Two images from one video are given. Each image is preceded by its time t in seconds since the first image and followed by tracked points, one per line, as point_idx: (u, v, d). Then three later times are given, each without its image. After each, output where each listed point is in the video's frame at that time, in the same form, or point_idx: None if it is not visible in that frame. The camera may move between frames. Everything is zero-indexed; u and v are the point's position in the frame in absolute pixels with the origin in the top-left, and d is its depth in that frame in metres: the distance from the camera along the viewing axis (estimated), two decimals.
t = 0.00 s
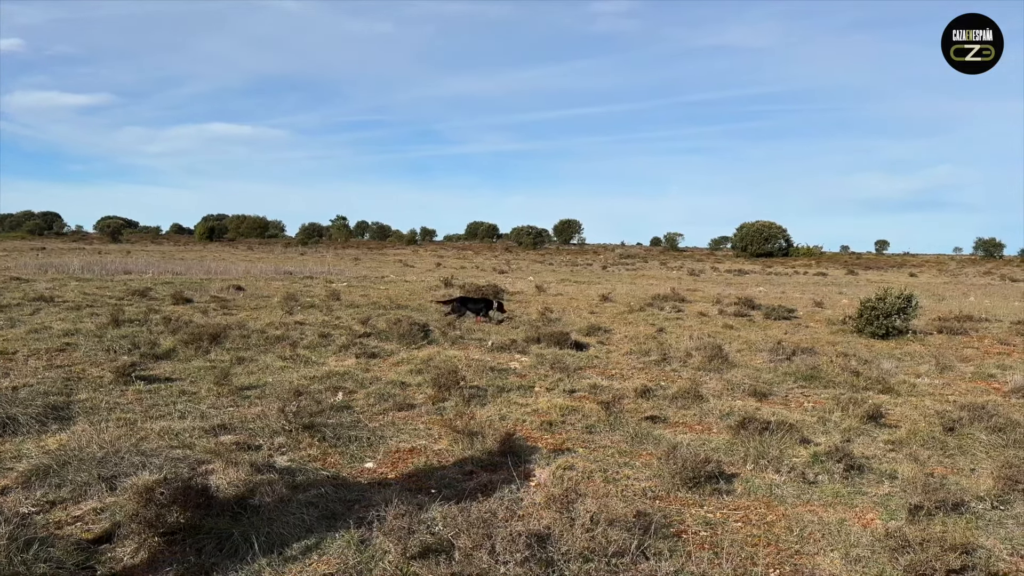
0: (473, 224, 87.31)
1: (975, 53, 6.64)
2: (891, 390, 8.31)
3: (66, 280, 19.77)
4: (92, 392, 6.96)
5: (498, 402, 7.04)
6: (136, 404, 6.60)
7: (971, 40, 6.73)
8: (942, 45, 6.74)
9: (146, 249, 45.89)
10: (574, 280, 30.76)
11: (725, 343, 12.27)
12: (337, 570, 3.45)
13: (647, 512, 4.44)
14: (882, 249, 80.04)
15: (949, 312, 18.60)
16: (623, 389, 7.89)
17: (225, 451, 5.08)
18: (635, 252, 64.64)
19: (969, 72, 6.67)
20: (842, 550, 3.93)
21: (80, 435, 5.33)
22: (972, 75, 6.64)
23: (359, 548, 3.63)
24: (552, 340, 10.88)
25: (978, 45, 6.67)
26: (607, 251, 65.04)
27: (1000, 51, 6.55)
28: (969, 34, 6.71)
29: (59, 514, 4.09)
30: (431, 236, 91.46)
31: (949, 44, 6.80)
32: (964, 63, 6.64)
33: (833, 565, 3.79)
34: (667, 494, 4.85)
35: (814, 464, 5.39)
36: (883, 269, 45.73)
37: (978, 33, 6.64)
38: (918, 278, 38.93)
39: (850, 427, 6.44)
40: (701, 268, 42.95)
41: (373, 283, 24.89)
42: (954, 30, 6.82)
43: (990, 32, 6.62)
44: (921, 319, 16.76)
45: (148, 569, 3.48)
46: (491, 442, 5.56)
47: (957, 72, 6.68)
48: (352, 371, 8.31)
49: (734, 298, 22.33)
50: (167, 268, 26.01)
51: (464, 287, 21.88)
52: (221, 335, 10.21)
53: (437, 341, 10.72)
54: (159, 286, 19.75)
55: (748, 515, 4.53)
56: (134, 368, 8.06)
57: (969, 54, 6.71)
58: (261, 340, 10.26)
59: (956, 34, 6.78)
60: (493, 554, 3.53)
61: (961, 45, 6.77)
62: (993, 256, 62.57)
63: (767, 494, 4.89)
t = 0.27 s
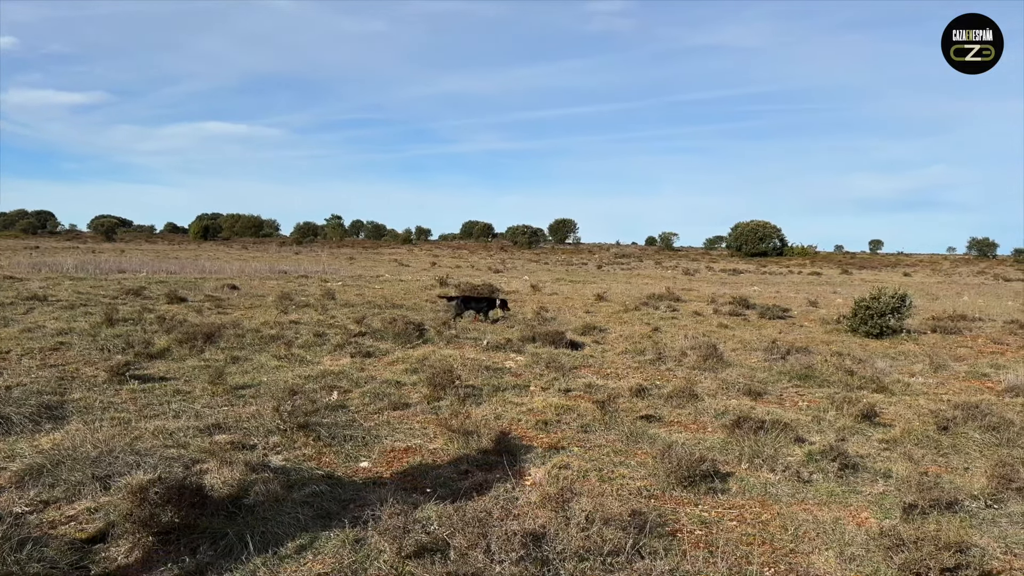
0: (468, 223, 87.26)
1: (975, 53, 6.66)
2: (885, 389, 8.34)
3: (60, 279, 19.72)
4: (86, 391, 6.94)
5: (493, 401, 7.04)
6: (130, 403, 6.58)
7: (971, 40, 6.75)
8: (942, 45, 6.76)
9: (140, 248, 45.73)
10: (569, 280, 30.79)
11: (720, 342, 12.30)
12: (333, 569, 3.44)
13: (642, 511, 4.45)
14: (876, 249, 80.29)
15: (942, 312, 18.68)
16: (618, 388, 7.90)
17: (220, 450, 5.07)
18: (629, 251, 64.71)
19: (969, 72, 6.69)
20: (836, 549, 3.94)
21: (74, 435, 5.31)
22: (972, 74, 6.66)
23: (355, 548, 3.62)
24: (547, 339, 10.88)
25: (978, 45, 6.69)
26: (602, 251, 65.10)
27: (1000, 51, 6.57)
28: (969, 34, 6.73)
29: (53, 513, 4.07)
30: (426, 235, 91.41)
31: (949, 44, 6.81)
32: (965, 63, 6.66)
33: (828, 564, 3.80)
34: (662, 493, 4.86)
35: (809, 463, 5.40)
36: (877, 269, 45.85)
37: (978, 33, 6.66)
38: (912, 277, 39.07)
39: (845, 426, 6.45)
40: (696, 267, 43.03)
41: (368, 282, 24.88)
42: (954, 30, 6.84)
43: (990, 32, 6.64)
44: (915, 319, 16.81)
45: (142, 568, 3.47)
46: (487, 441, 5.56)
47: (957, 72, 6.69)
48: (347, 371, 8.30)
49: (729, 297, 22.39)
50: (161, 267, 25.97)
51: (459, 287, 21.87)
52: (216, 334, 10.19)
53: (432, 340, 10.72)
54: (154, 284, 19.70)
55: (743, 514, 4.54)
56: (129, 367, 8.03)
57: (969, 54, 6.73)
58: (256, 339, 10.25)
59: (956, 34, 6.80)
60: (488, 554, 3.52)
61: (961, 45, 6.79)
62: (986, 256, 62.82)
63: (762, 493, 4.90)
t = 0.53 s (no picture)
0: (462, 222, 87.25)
1: (975, 53, 6.68)
2: (877, 388, 8.37)
3: (52, 277, 19.66)
4: (78, 391, 6.92)
5: (487, 401, 7.04)
6: (123, 403, 6.56)
7: (971, 40, 6.78)
8: (942, 44, 6.78)
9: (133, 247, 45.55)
10: (563, 279, 30.83)
11: (713, 341, 12.34)
12: (326, 569, 3.43)
13: (635, 510, 4.45)
14: (868, 248, 80.55)
15: (935, 311, 18.77)
16: (612, 388, 7.91)
17: (213, 450, 5.05)
18: (623, 250, 64.78)
19: (969, 72, 6.71)
20: (829, 548, 3.95)
21: (66, 435, 5.29)
22: (972, 74, 6.68)
23: (348, 548, 3.62)
24: (541, 339, 10.90)
25: (978, 45, 6.72)
26: (596, 250, 65.15)
27: (999, 51, 6.59)
28: (970, 35, 6.76)
29: (44, 514, 4.06)
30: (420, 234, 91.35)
31: (950, 44, 6.85)
32: (965, 62, 6.69)
33: (820, 563, 3.81)
34: (656, 492, 4.87)
35: (802, 462, 5.42)
36: (870, 268, 46.03)
37: (978, 33, 6.69)
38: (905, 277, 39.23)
39: (837, 425, 6.48)
40: (690, 266, 43.12)
41: (362, 281, 24.88)
42: (954, 30, 6.87)
43: (990, 32, 6.67)
44: (908, 318, 16.88)
45: (134, 569, 3.45)
46: (480, 441, 5.56)
47: (958, 72, 6.72)
48: (341, 370, 8.30)
49: (722, 296, 22.45)
50: (155, 266, 25.91)
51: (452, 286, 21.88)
52: (209, 333, 10.17)
53: (426, 340, 10.73)
54: (147, 283, 19.66)
55: (736, 513, 4.55)
56: (121, 367, 8.01)
57: (969, 54, 6.75)
58: (249, 339, 10.23)
59: (956, 34, 6.83)
60: (482, 553, 3.52)
61: (961, 45, 6.82)
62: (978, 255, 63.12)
63: (755, 492, 4.91)
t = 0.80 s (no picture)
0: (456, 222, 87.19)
1: (975, 53, 6.71)
2: (870, 387, 8.40)
3: (44, 277, 19.59)
4: (70, 390, 6.89)
5: (481, 400, 7.04)
6: (115, 402, 6.53)
7: (971, 40, 6.81)
8: (943, 44, 6.81)
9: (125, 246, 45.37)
10: (557, 278, 30.82)
11: (707, 340, 12.36)
12: (318, 569, 3.42)
13: (628, 509, 4.46)
14: (861, 248, 80.77)
15: (927, 311, 18.84)
16: (605, 387, 7.92)
17: (206, 450, 5.03)
18: (617, 250, 64.81)
19: (969, 72, 6.73)
20: (821, 546, 3.95)
21: (57, 434, 5.26)
22: (972, 74, 6.71)
23: (340, 548, 3.61)
24: (535, 338, 10.90)
25: (978, 45, 6.75)
26: (589, 250, 65.18)
27: (999, 51, 6.62)
28: (970, 34, 6.79)
29: (35, 514, 4.04)
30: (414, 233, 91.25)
31: (950, 44, 6.87)
32: (965, 62, 6.71)
33: (813, 561, 3.82)
34: (649, 491, 4.88)
35: (795, 461, 5.43)
36: (863, 268, 46.18)
37: (978, 33, 6.72)
38: (898, 276, 39.35)
39: (830, 424, 6.49)
40: (684, 266, 43.20)
41: (356, 281, 24.85)
42: (954, 30, 6.90)
43: (990, 32, 6.70)
44: (900, 317, 16.94)
45: (126, 569, 3.44)
46: (474, 440, 5.56)
47: (957, 71, 6.74)
48: (334, 369, 8.28)
49: (716, 296, 22.50)
50: (148, 265, 25.83)
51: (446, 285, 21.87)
52: (202, 333, 10.14)
53: (420, 339, 10.71)
54: (139, 283, 19.58)
55: (729, 511, 4.56)
56: (113, 366, 7.98)
57: (969, 53, 6.78)
58: (242, 338, 10.21)
59: (956, 34, 6.86)
60: (475, 552, 3.52)
61: (961, 44, 6.85)
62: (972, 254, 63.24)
63: (748, 491, 4.92)
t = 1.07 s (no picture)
0: (450, 221, 87.14)
1: (975, 53, 6.73)
2: (863, 387, 8.42)
3: (37, 276, 19.50)
4: (63, 390, 6.87)
5: (475, 400, 7.03)
6: (108, 402, 6.51)
7: (971, 40, 6.83)
8: (943, 44, 6.84)
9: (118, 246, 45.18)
10: (552, 278, 30.81)
11: (701, 340, 12.38)
12: (312, 569, 3.41)
13: (623, 508, 4.46)
14: (855, 247, 80.98)
15: (921, 310, 18.91)
16: (600, 387, 7.92)
17: (199, 450, 5.02)
18: (611, 250, 64.84)
19: (969, 71, 6.75)
20: (815, 545, 3.96)
21: (50, 434, 5.24)
22: (972, 74, 6.73)
23: (334, 548, 3.60)
24: (529, 338, 10.90)
25: (978, 45, 6.77)
26: (584, 250, 65.18)
27: (999, 51, 6.65)
28: (969, 34, 6.82)
29: (28, 514, 4.02)
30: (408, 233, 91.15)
31: (950, 44, 6.89)
32: (966, 62, 6.72)
33: (807, 560, 3.82)
34: (643, 490, 4.88)
35: (789, 460, 5.44)
36: (856, 268, 46.32)
37: (978, 33, 6.75)
38: (892, 276, 39.46)
39: (824, 424, 6.51)
40: (678, 265, 43.26)
41: (350, 280, 24.81)
42: (954, 30, 6.92)
43: (990, 32, 6.73)
44: (894, 317, 16.99)
45: (119, 569, 3.43)
46: (469, 440, 5.56)
47: (958, 71, 6.76)
48: (328, 369, 8.27)
49: (711, 295, 22.53)
50: (141, 265, 25.73)
51: (440, 285, 21.85)
52: (195, 332, 10.11)
53: (414, 339, 10.70)
54: (132, 283, 19.50)
55: (723, 511, 4.57)
56: (106, 366, 7.96)
57: (969, 53, 6.80)
58: (236, 338, 10.18)
59: (956, 34, 6.89)
60: (469, 552, 3.51)
61: (961, 45, 6.87)
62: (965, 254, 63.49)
63: (742, 490, 4.93)
